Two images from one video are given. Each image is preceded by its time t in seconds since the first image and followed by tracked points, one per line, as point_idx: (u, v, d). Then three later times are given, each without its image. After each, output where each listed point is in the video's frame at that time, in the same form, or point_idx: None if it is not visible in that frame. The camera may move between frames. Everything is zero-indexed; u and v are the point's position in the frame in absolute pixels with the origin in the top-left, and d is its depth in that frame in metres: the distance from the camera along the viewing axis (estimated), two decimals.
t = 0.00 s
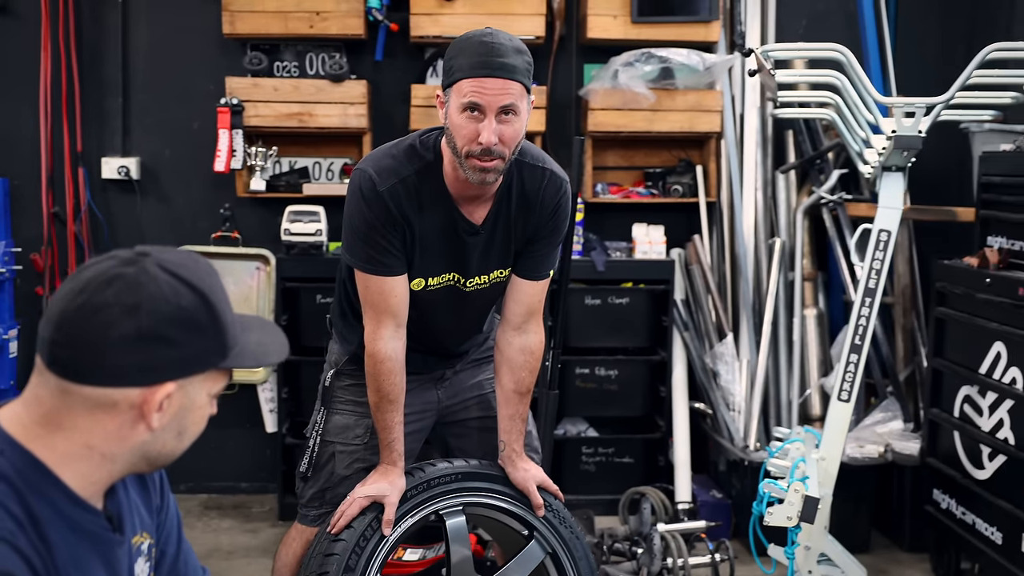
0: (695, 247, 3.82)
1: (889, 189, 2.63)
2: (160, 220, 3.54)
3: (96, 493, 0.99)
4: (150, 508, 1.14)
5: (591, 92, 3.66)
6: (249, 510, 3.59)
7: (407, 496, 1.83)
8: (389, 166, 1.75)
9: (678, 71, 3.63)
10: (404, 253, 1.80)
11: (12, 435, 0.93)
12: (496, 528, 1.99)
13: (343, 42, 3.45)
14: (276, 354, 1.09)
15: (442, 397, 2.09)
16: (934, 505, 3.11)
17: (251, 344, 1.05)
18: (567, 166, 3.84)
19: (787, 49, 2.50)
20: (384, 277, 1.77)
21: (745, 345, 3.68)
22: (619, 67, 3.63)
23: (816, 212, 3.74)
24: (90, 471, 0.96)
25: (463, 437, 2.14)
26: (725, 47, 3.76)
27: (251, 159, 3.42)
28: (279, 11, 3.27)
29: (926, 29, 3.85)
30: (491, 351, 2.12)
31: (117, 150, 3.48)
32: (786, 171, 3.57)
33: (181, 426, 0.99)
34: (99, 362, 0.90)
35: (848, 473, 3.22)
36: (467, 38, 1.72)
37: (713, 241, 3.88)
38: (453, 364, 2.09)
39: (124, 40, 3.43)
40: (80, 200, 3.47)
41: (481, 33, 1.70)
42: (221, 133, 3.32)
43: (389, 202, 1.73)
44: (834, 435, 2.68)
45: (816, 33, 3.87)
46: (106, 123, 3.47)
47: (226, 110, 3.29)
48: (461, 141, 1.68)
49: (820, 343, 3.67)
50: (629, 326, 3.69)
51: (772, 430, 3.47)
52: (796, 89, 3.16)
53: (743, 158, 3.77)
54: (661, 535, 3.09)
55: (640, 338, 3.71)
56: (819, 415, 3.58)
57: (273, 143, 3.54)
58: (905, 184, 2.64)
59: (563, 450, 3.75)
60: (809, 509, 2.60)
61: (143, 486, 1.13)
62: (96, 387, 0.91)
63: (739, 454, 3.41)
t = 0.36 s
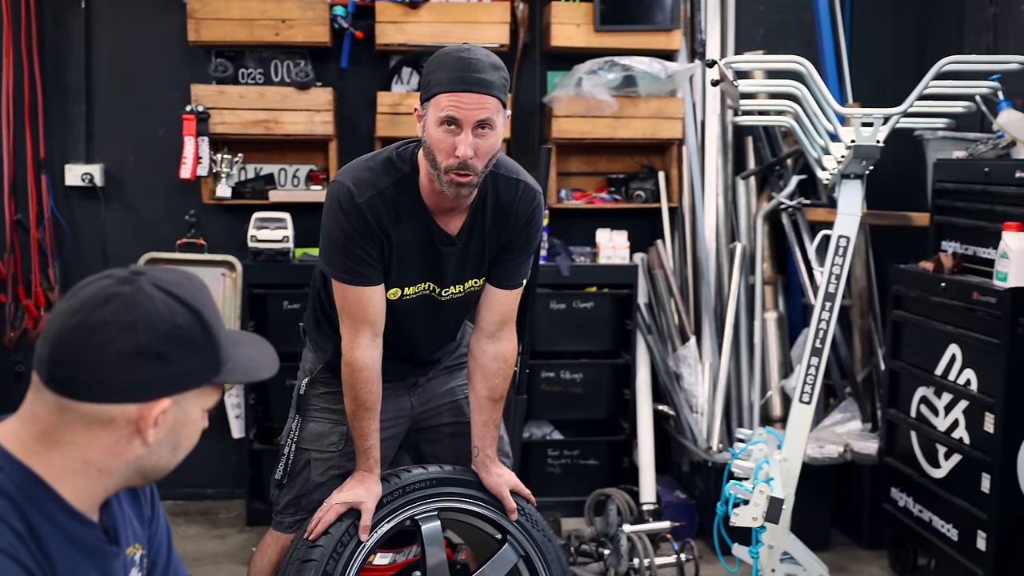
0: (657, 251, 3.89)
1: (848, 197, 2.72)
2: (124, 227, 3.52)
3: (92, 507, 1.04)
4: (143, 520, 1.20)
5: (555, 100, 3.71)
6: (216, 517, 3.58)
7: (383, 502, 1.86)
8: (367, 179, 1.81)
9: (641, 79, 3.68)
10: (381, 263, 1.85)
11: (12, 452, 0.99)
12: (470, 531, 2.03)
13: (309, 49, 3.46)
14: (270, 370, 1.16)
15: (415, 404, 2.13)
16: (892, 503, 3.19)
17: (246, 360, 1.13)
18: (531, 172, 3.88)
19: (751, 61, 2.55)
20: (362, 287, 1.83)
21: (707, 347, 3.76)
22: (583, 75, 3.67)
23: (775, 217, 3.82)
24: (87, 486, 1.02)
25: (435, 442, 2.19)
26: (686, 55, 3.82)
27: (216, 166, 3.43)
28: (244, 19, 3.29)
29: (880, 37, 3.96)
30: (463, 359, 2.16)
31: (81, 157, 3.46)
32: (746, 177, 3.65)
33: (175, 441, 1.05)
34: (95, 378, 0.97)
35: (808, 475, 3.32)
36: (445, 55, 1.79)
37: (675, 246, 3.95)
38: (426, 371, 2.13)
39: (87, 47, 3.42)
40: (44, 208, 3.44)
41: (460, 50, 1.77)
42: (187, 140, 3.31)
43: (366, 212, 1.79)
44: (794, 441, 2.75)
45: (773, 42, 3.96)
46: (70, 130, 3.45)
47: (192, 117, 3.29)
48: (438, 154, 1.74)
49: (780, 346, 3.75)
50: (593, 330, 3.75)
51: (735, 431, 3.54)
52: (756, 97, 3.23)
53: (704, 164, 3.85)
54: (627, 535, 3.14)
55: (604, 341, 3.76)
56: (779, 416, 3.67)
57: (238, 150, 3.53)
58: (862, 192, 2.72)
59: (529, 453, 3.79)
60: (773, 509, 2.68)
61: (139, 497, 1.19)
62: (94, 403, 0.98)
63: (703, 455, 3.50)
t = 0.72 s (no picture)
0: (621, 252, 3.96)
1: (808, 200, 2.81)
2: (92, 230, 3.64)
3: (89, 502, 1.13)
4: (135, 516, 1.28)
5: (520, 104, 3.78)
6: (186, 517, 3.62)
7: (359, 500, 1.97)
8: (342, 186, 1.90)
9: (605, 84, 3.74)
10: (356, 267, 1.95)
11: (13, 450, 1.08)
12: (444, 529, 2.13)
13: (276, 54, 3.60)
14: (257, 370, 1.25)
15: (388, 403, 2.20)
16: (851, 498, 3.28)
17: (236, 360, 1.22)
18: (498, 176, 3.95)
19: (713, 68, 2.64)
20: (337, 290, 1.92)
21: (671, 347, 3.85)
22: (548, 80, 3.73)
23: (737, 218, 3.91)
24: (85, 482, 1.10)
25: (408, 441, 2.25)
26: (649, 59, 3.91)
27: (186, 170, 3.54)
28: (212, 24, 3.40)
29: (837, 43, 4.10)
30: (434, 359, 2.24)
31: (49, 161, 3.58)
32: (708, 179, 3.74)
33: (169, 439, 1.14)
34: (94, 379, 1.05)
35: (769, 471, 3.43)
36: (429, 82, 1.83)
37: (639, 248, 4.01)
38: (399, 371, 2.21)
39: (54, 53, 3.54)
40: (12, 212, 3.56)
41: (442, 81, 1.82)
42: (156, 145, 3.42)
43: (343, 219, 1.88)
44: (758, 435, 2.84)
45: (733, 48, 4.07)
46: (37, 134, 3.56)
47: (161, 121, 3.40)
48: (405, 178, 1.84)
49: (742, 345, 3.84)
50: (558, 330, 3.81)
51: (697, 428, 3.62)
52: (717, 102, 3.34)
53: (667, 166, 3.92)
54: (594, 532, 3.20)
55: (569, 342, 3.83)
56: (741, 413, 3.75)
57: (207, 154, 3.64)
58: (822, 194, 2.82)
59: (497, 451, 3.84)
60: (738, 504, 2.76)
61: (131, 495, 1.27)
62: (92, 404, 1.06)
63: (667, 453, 3.56)
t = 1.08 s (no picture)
0: (594, 251, 4.04)
1: (776, 199, 2.90)
2: (72, 231, 3.79)
3: (101, 487, 1.21)
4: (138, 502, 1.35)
5: (494, 105, 3.84)
6: (166, 513, 3.70)
7: (343, 491, 2.04)
8: (326, 187, 1.97)
9: (576, 86, 3.83)
10: (340, 265, 2.02)
11: (27, 436, 1.16)
12: (426, 519, 2.20)
13: (252, 57, 3.71)
14: (254, 356, 1.32)
15: (369, 398, 2.28)
16: (819, 489, 3.38)
17: (238, 348, 1.29)
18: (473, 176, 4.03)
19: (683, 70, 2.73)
20: (321, 287, 1.98)
21: (643, 343, 3.92)
22: (521, 81, 3.80)
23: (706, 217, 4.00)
24: (97, 468, 1.19)
25: (389, 435, 2.33)
26: (620, 62, 4.00)
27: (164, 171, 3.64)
28: (190, 28, 3.50)
29: (805, 46, 4.21)
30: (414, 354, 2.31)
31: (29, 164, 3.72)
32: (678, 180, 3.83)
33: (173, 424, 1.22)
34: (95, 365, 1.14)
35: (739, 464, 3.53)
36: (409, 96, 1.90)
37: (611, 246, 4.11)
38: (380, 366, 2.28)
39: (34, 59, 3.68)
40: None
41: (421, 96, 1.89)
42: (136, 146, 3.53)
43: (326, 219, 1.95)
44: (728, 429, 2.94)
45: (702, 50, 4.16)
46: (17, 137, 3.70)
47: (141, 123, 3.51)
48: (383, 187, 1.92)
49: (712, 341, 3.93)
50: (532, 328, 3.89)
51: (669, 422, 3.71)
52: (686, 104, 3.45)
53: (638, 167, 4.03)
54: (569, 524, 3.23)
55: (543, 339, 3.90)
56: (711, 408, 3.84)
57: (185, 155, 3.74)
58: (790, 194, 2.92)
59: (471, 446, 3.91)
60: (710, 494, 2.86)
61: (133, 481, 1.35)
62: (94, 390, 1.15)
63: (640, 447, 3.64)
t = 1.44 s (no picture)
0: (590, 248, 4.10)
1: (771, 195, 2.96)
2: (75, 229, 3.83)
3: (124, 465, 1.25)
4: (164, 488, 1.41)
5: (492, 105, 3.89)
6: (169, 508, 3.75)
7: (353, 481, 2.14)
8: (334, 184, 2.04)
9: (573, 85, 3.88)
10: (347, 261, 2.10)
11: (60, 415, 1.20)
12: (431, 509, 2.30)
13: (253, 57, 3.76)
14: (193, 318, 1.22)
15: (375, 390, 2.35)
16: (813, 482, 3.44)
17: (182, 313, 1.22)
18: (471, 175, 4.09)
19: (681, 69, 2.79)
20: (330, 282, 2.06)
21: (639, 339, 3.97)
22: (518, 81, 3.86)
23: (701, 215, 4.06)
24: (113, 444, 1.22)
25: (394, 427, 2.41)
26: (615, 62, 4.06)
27: (166, 170, 3.70)
28: (191, 29, 3.55)
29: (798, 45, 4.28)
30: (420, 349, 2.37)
31: (32, 163, 3.76)
32: (673, 177, 3.89)
33: (120, 387, 1.20)
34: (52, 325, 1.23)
35: (735, 458, 3.60)
36: (413, 93, 1.96)
37: (607, 243, 4.16)
38: (385, 360, 2.35)
39: (37, 59, 3.73)
40: None
41: (426, 93, 1.94)
42: (138, 146, 3.57)
43: (334, 215, 2.03)
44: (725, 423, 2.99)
45: (695, 51, 4.22)
46: (21, 137, 3.75)
47: (144, 123, 3.55)
48: (391, 182, 1.96)
49: (707, 336, 3.98)
50: (530, 324, 3.94)
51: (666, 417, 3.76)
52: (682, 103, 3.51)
53: (633, 165, 4.06)
54: (569, 517, 3.28)
55: (540, 335, 3.96)
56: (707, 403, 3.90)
57: (186, 155, 3.79)
58: (784, 190, 2.98)
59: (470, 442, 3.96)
60: (709, 485, 2.91)
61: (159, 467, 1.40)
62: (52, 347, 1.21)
63: (637, 441, 3.69)
